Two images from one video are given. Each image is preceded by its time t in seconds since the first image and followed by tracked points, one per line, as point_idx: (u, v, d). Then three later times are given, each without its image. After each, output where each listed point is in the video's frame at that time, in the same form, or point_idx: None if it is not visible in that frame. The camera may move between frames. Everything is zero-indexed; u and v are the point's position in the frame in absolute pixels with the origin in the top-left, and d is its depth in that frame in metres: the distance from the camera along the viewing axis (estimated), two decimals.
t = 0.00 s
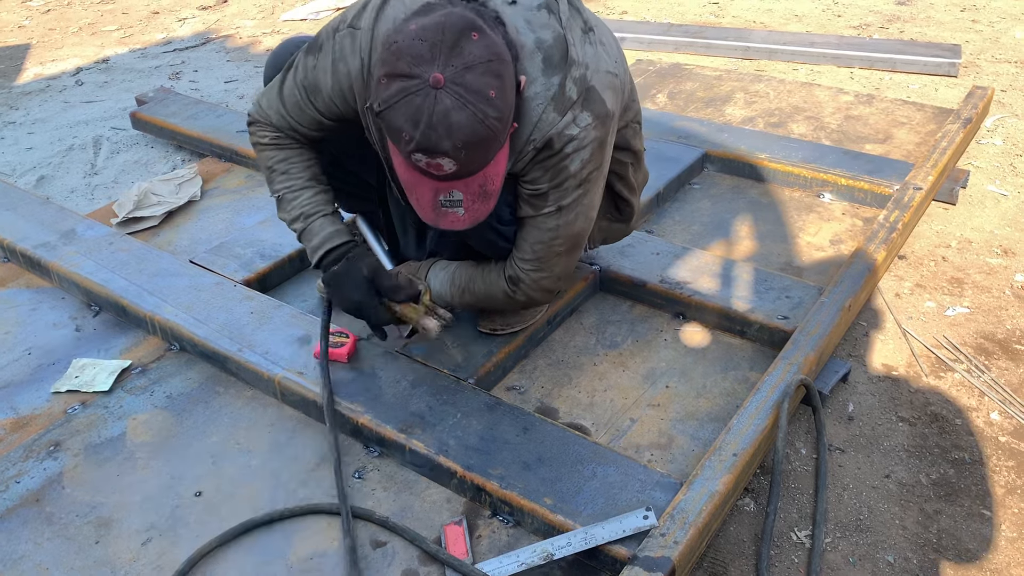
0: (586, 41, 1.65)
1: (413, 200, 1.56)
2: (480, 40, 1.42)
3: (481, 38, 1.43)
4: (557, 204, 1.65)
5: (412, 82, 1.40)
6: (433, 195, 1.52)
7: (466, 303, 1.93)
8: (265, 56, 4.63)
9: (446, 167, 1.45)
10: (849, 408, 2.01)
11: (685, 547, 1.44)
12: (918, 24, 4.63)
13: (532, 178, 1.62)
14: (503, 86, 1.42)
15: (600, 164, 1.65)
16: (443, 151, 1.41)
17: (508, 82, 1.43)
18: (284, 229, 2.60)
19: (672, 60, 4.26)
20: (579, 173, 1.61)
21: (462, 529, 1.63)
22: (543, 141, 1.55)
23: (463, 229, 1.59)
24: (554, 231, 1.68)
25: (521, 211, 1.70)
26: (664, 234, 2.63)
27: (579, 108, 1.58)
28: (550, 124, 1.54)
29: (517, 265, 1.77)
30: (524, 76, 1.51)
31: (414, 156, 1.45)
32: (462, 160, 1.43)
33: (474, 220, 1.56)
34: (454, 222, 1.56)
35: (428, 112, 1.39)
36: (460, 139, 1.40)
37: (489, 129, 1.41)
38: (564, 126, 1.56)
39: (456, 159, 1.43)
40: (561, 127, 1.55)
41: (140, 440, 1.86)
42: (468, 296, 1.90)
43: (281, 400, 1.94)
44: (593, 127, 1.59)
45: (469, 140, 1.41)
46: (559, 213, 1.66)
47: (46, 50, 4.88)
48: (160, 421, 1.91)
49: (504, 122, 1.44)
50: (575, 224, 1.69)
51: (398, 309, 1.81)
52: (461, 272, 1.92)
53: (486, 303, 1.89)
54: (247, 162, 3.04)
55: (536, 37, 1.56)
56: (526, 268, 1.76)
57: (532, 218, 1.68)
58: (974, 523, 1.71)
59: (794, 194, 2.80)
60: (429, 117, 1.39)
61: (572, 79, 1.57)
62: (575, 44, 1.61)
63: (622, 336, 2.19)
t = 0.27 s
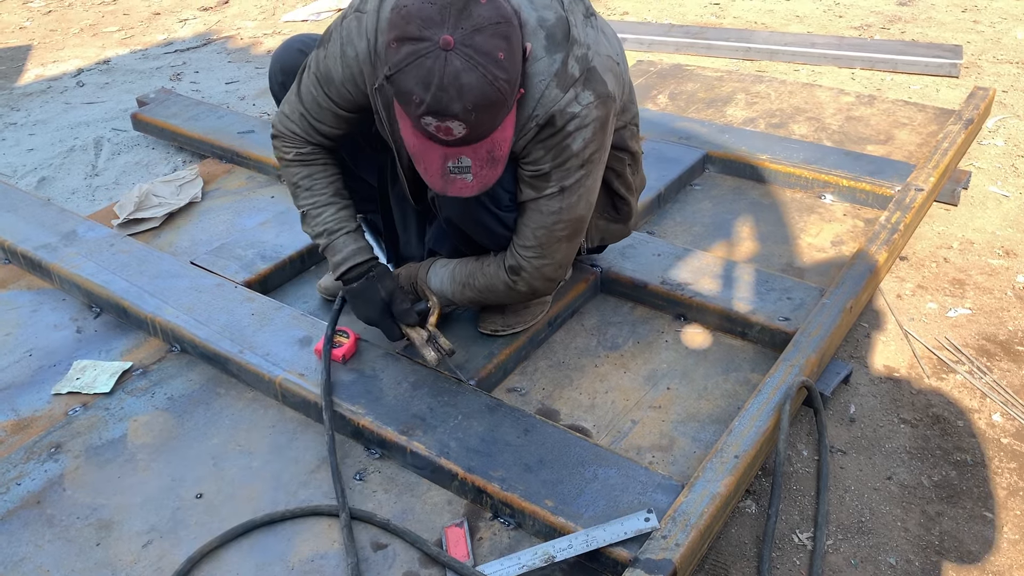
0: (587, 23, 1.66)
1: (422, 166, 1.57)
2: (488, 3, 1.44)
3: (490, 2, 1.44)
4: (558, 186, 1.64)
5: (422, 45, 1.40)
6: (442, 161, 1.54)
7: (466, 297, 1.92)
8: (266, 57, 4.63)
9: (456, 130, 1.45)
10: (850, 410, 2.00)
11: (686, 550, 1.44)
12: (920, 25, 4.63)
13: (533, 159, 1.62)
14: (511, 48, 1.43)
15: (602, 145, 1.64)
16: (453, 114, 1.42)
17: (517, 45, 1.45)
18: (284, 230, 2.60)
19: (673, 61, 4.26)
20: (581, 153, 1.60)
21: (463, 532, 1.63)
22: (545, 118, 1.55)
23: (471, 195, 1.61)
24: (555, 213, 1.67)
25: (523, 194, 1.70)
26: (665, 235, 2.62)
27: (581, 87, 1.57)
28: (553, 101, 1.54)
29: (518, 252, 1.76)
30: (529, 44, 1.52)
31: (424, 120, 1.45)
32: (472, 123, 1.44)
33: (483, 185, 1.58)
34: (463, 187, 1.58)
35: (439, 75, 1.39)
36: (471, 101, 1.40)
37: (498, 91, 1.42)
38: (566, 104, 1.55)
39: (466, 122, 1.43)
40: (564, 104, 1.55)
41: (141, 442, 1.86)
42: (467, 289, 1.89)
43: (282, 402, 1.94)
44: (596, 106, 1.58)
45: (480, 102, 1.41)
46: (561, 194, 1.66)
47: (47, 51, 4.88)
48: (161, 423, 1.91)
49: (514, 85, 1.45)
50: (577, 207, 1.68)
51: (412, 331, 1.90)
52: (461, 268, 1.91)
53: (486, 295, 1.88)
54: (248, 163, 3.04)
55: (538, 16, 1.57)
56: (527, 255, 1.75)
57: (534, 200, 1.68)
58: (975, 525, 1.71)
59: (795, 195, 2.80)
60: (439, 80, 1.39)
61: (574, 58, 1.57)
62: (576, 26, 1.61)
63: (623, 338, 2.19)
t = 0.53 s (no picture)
0: (580, 20, 1.67)
1: (409, 166, 1.58)
2: (464, 5, 1.44)
3: (466, 4, 1.44)
4: (554, 183, 1.65)
5: (399, 48, 1.41)
6: (427, 160, 1.54)
7: (466, 297, 1.91)
8: (266, 57, 4.64)
9: (436, 132, 1.46)
10: (850, 410, 2.00)
11: (686, 550, 1.44)
12: (920, 25, 4.63)
13: (528, 156, 1.62)
14: (488, 49, 1.43)
15: (597, 140, 1.63)
16: (431, 115, 1.42)
17: (494, 45, 1.44)
18: (284, 231, 2.61)
19: (673, 61, 4.26)
20: (574, 149, 1.60)
21: (463, 531, 1.63)
22: (537, 115, 1.56)
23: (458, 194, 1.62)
24: (552, 211, 1.67)
25: (519, 192, 1.71)
26: (665, 235, 2.62)
27: (573, 83, 1.57)
28: (544, 98, 1.55)
29: (516, 250, 1.76)
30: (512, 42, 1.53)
31: (404, 122, 1.46)
32: (451, 124, 1.44)
33: (468, 184, 1.58)
34: (448, 186, 1.58)
35: (415, 77, 1.39)
36: (448, 103, 1.41)
37: (475, 92, 1.42)
38: (558, 100, 1.56)
39: (445, 123, 1.43)
40: (556, 100, 1.55)
41: (141, 442, 1.86)
42: (467, 289, 1.89)
43: (282, 402, 1.94)
44: (588, 102, 1.58)
45: (457, 103, 1.41)
46: (556, 191, 1.66)
47: (48, 51, 4.88)
48: (161, 423, 1.91)
49: (493, 85, 1.44)
50: (573, 204, 1.68)
51: (410, 333, 1.89)
52: (459, 268, 1.91)
53: (486, 295, 1.88)
54: (248, 163, 3.05)
55: (529, 14, 1.59)
56: (525, 253, 1.75)
57: (530, 198, 1.69)
58: (975, 525, 1.71)
59: (795, 195, 2.80)
60: (416, 83, 1.40)
61: (565, 54, 1.58)
62: (567, 23, 1.62)
63: (623, 338, 2.19)
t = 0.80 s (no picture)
0: (577, 19, 1.66)
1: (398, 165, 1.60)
2: (450, 9, 1.42)
3: (452, 8, 1.43)
4: (551, 182, 1.64)
5: (383, 52, 1.40)
6: (415, 161, 1.56)
7: (466, 296, 1.91)
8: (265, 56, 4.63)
9: (421, 135, 1.46)
10: (850, 409, 2.00)
11: (685, 549, 1.44)
12: (920, 23, 4.63)
13: (525, 155, 1.62)
14: (473, 54, 1.41)
15: (594, 139, 1.63)
16: (414, 120, 1.42)
17: (480, 51, 1.43)
18: (283, 229, 2.60)
19: (672, 59, 4.25)
20: (571, 149, 1.60)
21: (462, 531, 1.62)
22: (534, 115, 1.56)
23: (447, 194, 1.64)
24: (549, 210, 1.67)
25: (517, 191, 1.70)
26: (664, 234, 2.62)
27: (569, 82, 1.57)
28: (540, 97, 1.54)
29: (514, 250, 1.76)
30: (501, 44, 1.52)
31: (390, 124, 1.47)
32: (435, 128, 1.44)
33: (456, 185, 1.60)
34: (436, 187, 1.60)
35: (399, 83, 1.39)
36: (431, 109, 1.41)
37: (459, 98, 1.41)
38: (554, 99, 1.55)
39: (429, 128, 1.44)
40: (551, 99, 1.55)
41: (140, 441, 1.85)
42: (466, 288, 1.89)
43: (281, 401, 1.94)
44: (585, 101, 1.58)
45: (440, 109, 1.41)
46: (553, 190, 1.65)
47: (47, 49, 4.87)
48: (160, 422, 1.91)
49: (477, 90, 1.44)
50: (570, 204, 1.67)
51: (412, 331, 1.89)
52: (458, 267, 1.91)
53: (485, 294, 1.87)
54: (247, 161, 3.04)
55: (525, 13, 1.60)
56: (523, 253, 1.74)
57: (528, 197, 1.69)
58: (975, 525, 1.71)
59: (795, 194, 2.80)
60: (400, 88, 1.40)
61: (561, 53, 1.57)
62: (564, 21, 1.62)
63: (623, 337, 2.19)
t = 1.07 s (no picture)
0: (576, 14, 1.65)
1: (395, 161, 1.60)
2: (444, 6, 1.42)
3: (446, 4, 1.42)
4: (550, 177, 1.64)
5: (377, 49, 1.40)
6: (411, 157, 1.56)
7: (465, 292, 1.91)
8: (265, 52, 4.62)
9: (416, 132, 1.46)
10: (850, 406, 2.00)
11: (685, 547, 1.44)
12: (920, 20, 4.62)
13: (524, 150, 1.62)
14: (467, 51, 1.41)
15: (593, 134, 1.62)
16: (409, 117, 1.42)
17: (474, 46, 1.42)
18: (283, 226, 2.60)
19: (673, 56, 4.24)
20: (570, 143, 1.59)
21: (462, 528, 1.62)
22: (532, 109, 1.55)
23: (444, 190, 1.63)
24: (548, 206, 1.67)
25: (516, 186, 1.70)
26: (664, 231, 2.62)
27: (568, 77, 1.56)
28: (539, 92, 1.54)
29: (513, 245, 1.75)
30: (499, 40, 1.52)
31: (385, 121, 1.46)
32: (429, 125, 1.44)
33: (451, 181, 1.59)
34: (432, 183, 1.60)
35: (393, 79, 1.39)
36: (425, 105, 1.40)
37: (453, 94, 1.41)
38: (553, 94, 1.55)
39: (423, 125, 1.43)
40: (550, 94, 1.55)
41: (140, 437, 1.85)
42: (466, 284, 1.88)
43: (281, 398, 1.94)
44: (583, 95, 1.57)
45: (434, 105, 1.41)
46: (552, 186, 1.65)
47: (46, 45, 4.86)
48: (159, 419, 1.90)
49: (471, 87, 1.43)
50: (569, 199, 1.67)
51: (413, 326, 1.89)
52: (458, 264, 1.90)
53: (485, 290, 1.87)
54: (247, 158, 3.03)
55: (523, 8, 1.60)
56: (522, 248, 1.74)
57: (526, 192, 1.68)
58: (975, 522, 1.71)
59: (795, 191, 2.79)
60: (393, 84, 1.39)
61: (560, 48, 1.57)
62: (563, 16, 1.61)
63: (623, 334, 2.18)
